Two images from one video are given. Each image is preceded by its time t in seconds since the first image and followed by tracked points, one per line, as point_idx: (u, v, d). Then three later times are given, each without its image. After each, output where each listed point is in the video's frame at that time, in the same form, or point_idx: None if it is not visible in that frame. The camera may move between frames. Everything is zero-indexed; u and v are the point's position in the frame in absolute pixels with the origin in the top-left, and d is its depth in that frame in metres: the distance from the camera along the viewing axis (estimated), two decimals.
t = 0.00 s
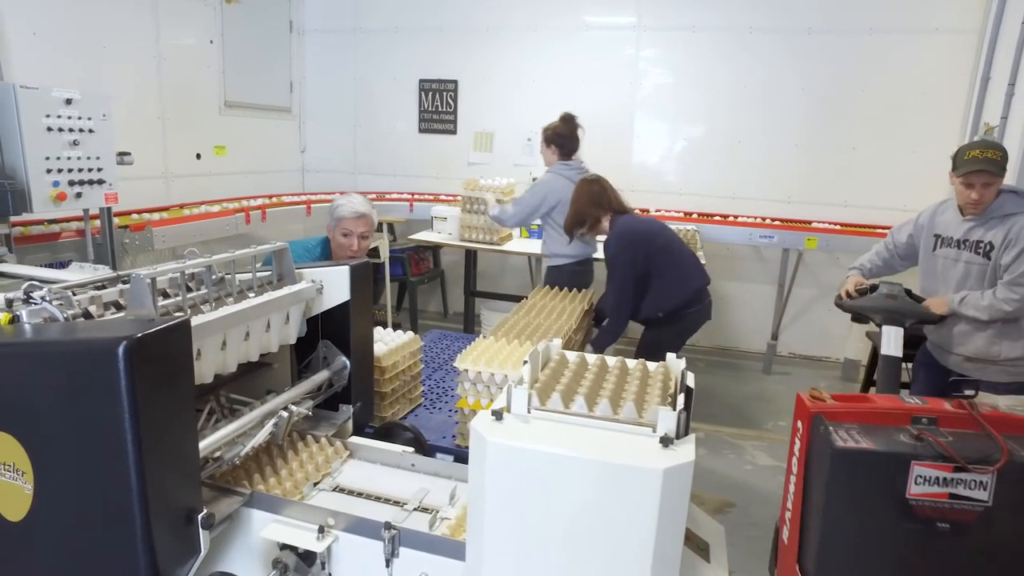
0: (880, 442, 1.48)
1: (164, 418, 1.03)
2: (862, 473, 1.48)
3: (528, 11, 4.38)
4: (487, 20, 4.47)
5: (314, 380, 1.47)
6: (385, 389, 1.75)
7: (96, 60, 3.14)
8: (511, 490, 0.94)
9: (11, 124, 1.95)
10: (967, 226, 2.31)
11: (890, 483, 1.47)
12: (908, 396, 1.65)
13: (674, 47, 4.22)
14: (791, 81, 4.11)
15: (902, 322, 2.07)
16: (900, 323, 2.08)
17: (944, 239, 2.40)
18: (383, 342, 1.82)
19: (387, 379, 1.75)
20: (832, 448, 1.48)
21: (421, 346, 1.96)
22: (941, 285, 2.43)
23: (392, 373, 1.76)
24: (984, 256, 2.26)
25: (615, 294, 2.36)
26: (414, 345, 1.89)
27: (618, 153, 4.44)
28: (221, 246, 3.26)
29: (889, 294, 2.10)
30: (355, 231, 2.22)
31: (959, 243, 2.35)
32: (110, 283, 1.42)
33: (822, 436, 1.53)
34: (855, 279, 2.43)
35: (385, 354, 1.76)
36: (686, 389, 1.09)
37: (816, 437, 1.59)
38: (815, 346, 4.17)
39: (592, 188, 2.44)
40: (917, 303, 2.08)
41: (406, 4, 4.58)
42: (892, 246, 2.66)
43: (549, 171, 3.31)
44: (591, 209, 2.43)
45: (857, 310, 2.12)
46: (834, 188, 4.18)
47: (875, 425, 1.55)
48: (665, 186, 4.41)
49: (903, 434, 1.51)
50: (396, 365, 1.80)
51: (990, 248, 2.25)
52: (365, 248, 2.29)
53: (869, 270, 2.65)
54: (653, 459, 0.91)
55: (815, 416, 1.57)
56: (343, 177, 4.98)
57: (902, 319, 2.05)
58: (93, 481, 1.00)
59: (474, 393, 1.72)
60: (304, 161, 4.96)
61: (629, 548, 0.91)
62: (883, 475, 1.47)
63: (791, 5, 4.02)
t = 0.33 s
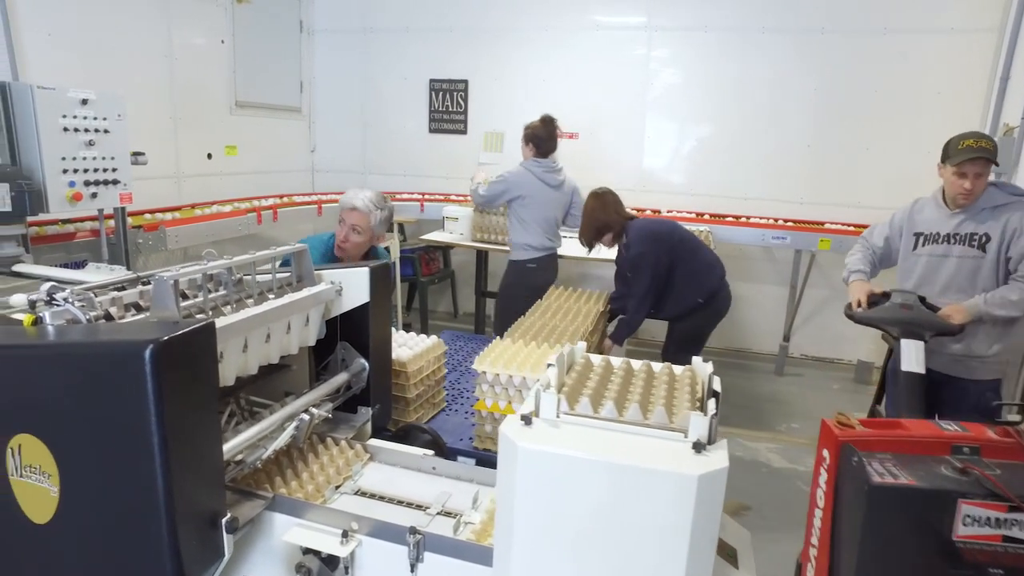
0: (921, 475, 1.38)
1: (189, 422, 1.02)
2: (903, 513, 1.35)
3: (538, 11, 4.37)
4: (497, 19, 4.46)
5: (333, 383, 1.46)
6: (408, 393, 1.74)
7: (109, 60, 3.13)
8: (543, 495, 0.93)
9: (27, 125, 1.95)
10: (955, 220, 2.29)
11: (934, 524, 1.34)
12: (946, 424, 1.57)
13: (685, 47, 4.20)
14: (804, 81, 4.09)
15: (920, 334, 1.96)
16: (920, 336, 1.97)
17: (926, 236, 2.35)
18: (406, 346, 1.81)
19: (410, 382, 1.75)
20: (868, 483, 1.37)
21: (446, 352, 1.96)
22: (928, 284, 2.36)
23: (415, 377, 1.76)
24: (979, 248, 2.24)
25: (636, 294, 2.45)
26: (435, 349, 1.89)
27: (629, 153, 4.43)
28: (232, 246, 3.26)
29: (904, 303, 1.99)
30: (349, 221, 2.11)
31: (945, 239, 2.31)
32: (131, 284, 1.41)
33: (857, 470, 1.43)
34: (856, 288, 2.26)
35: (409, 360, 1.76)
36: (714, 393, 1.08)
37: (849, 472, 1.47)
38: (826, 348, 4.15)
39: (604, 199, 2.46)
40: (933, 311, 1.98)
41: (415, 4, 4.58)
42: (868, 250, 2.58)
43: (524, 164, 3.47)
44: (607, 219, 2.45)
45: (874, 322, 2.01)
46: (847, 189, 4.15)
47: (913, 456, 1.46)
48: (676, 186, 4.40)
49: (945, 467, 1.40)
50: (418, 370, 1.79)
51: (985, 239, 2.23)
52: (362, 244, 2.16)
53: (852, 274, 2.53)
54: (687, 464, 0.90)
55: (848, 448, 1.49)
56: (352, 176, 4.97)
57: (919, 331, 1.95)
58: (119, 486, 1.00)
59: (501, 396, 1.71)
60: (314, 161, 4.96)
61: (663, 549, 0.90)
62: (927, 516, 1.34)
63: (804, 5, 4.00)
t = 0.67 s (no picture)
0: (991, 510, 1.28)
1: (234, 430, 1.00)
2: (976, 556, 1.24)
3: (560, 10, 4.35)
4: (517, 19, 4.44)
5: (370, 387, 1.45)
6: (439, 398, 1.73)
7: (135, 60, 3.14)
8: (601, 507, 0.91)
9: (59, 126, 1.95)
10: (984, 221, 2.24)
11: (1008, 566, 1.23)
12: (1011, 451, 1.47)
13: (708, 47, 4.17)
14: (829, 81, 4.05)
15: (971, 347, 1.87)
16: (971, 348, 1.88)
17: (950, 238, 2.29)
18: (436, 350, 1.79)
19: (441, 388, 1.72)
20: (935, 521, 1.25)
21: (476, 354, 1.95)
22: (949, 289, 2.32)
23: (446, 383, 1.73)
24: (1008, 251, 2.21)
25: (664, 296, 2.45)
26: (466, 353, 1.87)
27: (651, 153, 4.39)
28: (256, 246, 3.25)
29: (951, 313, 1.92)
30: (363, 201, 2.02)
31: (972, 242, 2.26)
32: (167, 286, 1.40)
33: (918, 503, 1.33)
34: (892, 292, 2.20)
35: (439, 364, 1.73)
36: (765, 402, 1.08)
37: (905, 502, 1.37)
38: (850, 351, 4.10)
39: (632, 202, 2.38)
40: (983, 320, 1.90)
41: (435, 4, 4.57)
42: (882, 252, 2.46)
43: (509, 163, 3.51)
44: (635, 222, 2.36)
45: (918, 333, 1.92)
46: (872, 190, 4.10)
47: (978, 487, 1.37)
48: (698, 188, 4.37)
49: (1016, 501, 1.31)
50: (449, 374, 1.76)
51: (1015, 243, 2.21)
52: (379, 226, 2.06)
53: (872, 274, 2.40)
54: (751, 477, 0.87)
55: (905, 476, 1.39)
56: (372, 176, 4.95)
57: (971, 343, 1.84)
58: (165, 493, 0.98)
59: (538, 402, 1.67)
60: (333, 161, 4.96)
61: (725, 564, 0.88)
62: (1002, 559, 1.23)
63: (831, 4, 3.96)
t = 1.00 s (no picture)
0: None
1: (297, 439, 0.98)
2: None
3: (590, 10, 4.31)
4: (548, 19, 4.41)
5: (421, 394, 1.42)
6: (485, 404, 1.70)
7: (171, 60, 3.16)
8: (680, 525, 0.87)
9: (103, 126, 1.95)
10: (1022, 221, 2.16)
11: None
12: None
13: (741, 47, 4.11)
14: (867, 81, 3.96)
15: None
16: None
17: (986, 240, 2.22)
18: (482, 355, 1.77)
19: (486, 394, 1.70)
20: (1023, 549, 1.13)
21: (518, 359, 1.93)
22: (985, 292, 2.25)
23: (491, 389, 1.71)
24: None
25: (705, 300, 2.40)
26: (509, 358, 1.84)
27: (682, 155, 4.34)
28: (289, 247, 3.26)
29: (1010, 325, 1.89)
30: (412, 201, 1.99)
31: (1009, 243, 2.19)
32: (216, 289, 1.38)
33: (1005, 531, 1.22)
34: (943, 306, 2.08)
35: (485, 370, 1.71)
36: (839, 416, 1.05)
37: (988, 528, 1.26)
38: (886, 357, 4.02)
39: (671, 205, 2.34)
40: None
41: (465, 4, 4.55)
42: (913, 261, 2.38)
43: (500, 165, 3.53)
44: (676, 226, 2.31)
45: (975, 344, 1.88)
46: (911, 193, 4.01)
47: None
48: (731, 190, 4.31)
49: None
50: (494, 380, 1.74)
51: None
52: (428, 225, 2.04)
53: (908, 282, 2.29)
54: (840, 495, 0.83)
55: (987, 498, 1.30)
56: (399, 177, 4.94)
57: None
58: (226, 503, 0.96)
59: (584, 409, 1.65)
60: (362, 161, 4.95)
61: None
62: None
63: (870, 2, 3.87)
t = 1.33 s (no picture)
0: None
1: (353, 448, 0.95)
2: None
3: (621, 8, 4.26)
4: (578, 18, 4.36)
5: (467, 399, 1.39)
6: (528, 409, 1.67)
7: (206, 59, 3.16)
8: (755, 544, 0.83)
9: (143, 125, 1.95)
10: None
11: None
12: None
13: (775, 47, 4.03)
14: (906, 80, 3.87)
15: None
16: None
17: (997, 240, 2.11)
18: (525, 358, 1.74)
19: (530, 399, 1.67)
20: None
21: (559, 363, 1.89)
22: (1002, 293, 2.13)
23: (535, 393, 1.68)
24: None
25: (746, 304, 2.35)
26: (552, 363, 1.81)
27: (714, 156, 4.27)
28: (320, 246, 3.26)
29: None
30: (459, 201, 1.96)
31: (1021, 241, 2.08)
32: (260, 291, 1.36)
33: None
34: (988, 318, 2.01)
35: (529, 373, 1.68)
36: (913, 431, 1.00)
37: None
38: (922, 363, 3.93)
39: (711, 206, 2.30)
40: None
41: (494, 3, 4.52)
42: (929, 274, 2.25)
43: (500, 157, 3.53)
44: (717, 227, 2.27)
45: None
46: (950, 195, 3.91)
47: None
48: (764, 192, 4.23)
49: None
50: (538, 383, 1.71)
51: None
52: (473, 227, 2.01)
53: (941, 301, 2.15)
54: (930, 517, 0.79)
55: None
56: (427, 176, 4.92)
57: None
58: (280, 512, 0.93)
59: (628, 415, 1.61)
60: (389, 160, 4.95)
61: None
62: None
63: None
